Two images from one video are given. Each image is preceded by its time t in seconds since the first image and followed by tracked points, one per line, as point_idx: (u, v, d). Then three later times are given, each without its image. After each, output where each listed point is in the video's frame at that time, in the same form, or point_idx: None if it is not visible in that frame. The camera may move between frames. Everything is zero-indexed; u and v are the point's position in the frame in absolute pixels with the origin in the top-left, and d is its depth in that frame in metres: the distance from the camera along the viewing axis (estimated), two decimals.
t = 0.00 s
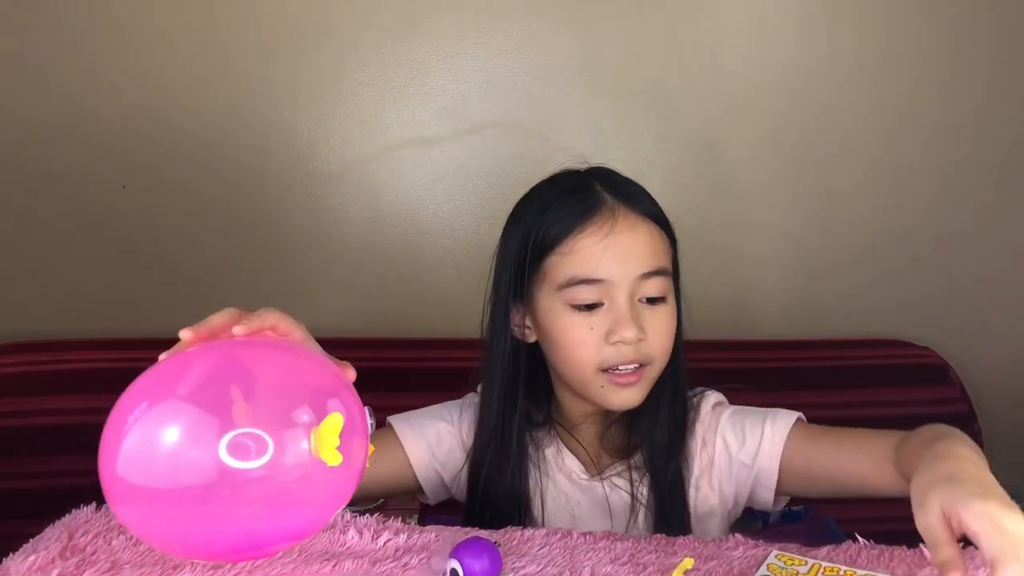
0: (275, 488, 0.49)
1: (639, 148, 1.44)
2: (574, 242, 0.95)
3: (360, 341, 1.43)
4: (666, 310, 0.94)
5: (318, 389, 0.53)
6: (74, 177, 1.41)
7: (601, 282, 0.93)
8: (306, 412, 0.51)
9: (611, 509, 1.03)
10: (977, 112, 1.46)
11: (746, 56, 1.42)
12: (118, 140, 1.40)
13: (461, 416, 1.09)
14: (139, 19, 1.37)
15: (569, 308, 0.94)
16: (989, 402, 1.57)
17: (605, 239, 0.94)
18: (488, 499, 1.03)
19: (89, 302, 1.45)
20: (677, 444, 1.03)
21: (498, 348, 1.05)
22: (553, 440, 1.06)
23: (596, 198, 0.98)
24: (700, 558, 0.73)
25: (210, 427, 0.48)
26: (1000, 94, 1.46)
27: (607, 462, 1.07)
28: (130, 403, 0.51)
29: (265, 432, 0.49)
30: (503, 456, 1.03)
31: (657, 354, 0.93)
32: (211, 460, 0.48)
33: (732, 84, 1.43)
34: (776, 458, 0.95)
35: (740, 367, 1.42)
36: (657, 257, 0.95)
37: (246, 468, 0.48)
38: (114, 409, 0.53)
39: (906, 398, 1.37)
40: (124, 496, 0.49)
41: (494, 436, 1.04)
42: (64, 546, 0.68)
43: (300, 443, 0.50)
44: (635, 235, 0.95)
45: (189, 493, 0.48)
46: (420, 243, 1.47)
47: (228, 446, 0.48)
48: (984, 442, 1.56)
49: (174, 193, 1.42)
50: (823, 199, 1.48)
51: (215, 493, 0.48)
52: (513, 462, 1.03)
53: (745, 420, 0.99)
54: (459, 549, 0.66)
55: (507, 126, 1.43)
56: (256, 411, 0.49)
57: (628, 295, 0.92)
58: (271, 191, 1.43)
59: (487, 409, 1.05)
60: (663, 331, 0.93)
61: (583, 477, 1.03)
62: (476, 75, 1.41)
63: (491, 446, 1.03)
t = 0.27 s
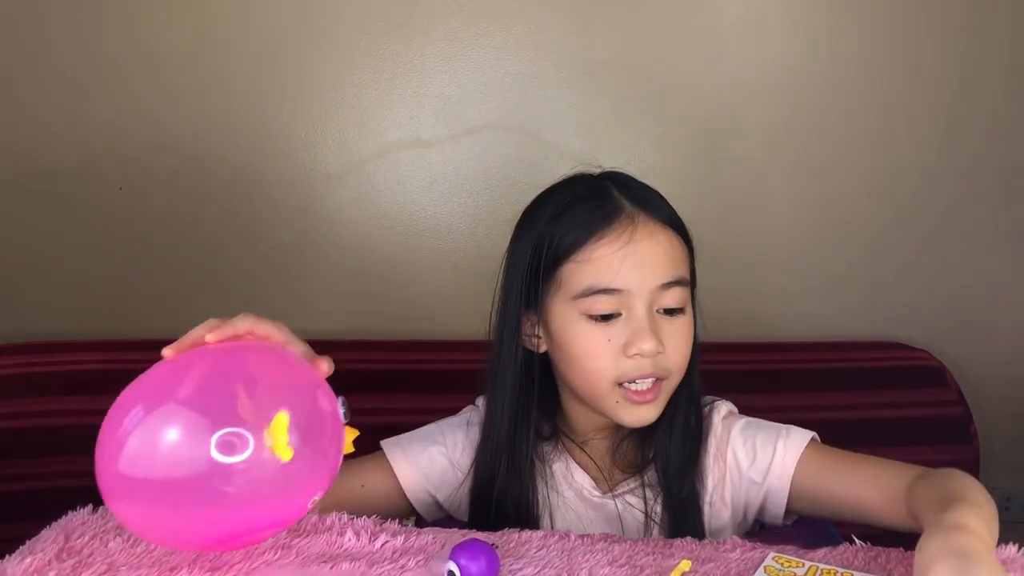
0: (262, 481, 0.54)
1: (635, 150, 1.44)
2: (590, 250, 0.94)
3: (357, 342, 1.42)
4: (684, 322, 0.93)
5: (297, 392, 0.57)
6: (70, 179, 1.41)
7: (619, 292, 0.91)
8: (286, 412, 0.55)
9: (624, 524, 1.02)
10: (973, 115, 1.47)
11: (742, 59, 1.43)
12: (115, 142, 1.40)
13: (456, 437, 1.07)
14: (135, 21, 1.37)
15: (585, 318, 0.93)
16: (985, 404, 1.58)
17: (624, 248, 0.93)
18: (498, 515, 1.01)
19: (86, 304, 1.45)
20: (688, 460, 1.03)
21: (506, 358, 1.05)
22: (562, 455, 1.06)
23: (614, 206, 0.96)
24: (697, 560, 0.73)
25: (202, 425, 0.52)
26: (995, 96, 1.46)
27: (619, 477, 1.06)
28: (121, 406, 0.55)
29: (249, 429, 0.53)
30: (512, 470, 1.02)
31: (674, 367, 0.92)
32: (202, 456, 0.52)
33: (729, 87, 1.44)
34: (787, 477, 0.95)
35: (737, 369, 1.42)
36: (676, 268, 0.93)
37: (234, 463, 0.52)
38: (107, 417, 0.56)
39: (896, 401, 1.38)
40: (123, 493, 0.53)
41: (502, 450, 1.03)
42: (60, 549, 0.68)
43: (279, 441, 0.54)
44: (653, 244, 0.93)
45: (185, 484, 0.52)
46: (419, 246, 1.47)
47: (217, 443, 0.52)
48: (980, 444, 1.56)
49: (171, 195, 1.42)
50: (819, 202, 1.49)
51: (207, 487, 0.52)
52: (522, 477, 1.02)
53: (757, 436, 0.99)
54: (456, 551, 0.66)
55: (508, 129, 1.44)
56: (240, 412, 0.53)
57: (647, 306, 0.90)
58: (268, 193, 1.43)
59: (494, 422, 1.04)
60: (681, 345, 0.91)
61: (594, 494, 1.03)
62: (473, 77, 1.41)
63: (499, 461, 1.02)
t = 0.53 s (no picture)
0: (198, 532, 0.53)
1: (633, 152, 1.45)
2: (600, 255, 0.94)
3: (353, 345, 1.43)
4: (690, 331, 0.93)
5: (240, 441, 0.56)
6: (67, 181, 1.40)
7: (627, 298, 0.91)
8: (226, 460, 0.54)
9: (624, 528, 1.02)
10: (970, 117, 1.47)
11: (739, 61, 1.43)
12: (112, 143, 1.40)
13: (456, 442, 1.06)
14: (132, 22, 1.37)
15: (592, 323, 0.92)
16: (982, 405, 1.58)
17: (634, 254, 0.93)
18: (498, 518, 1.01)
19: (83, 304, 1.45)
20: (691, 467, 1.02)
21: (509, 360, 1.04)
22: (562, 458, 1.05)
23: (625, 211, 0.96)
24: (694, 562, 0.73)
25: (141, 471, 0.51)
26: (992, 98, 1.47)
27: (620, 483, 1.05)
28: (59, 448, 0.54)
29: (189, 479, 0.52)
30: (512, 474, 1.02)
31: (678, 376, 0.92)
32: (141, 504, 0.51)
33: (726, 88, 1.44)
34: (793, 487, 0.95)
35: (734, 371, 1.42)
36: (685, 276, 0.93)
37: (172, 512, 0.51)
38: (49, 452, 0.56)
39: (893, 403, 1.39)
40: (54, 536, 0.52)
41: (502, 454, 1.03)
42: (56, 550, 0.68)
43: (220, 488, 0.53)
44: (664, 251, 0.93)
45: (118, 531, 0.51)
46: (416, 248, 1.47)
47: (157, 490, 0.51)
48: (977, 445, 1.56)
49: (168, 196, 1.42)
50: (816, 203, 1.49)
51: (146, 537, 0.51)
52: (522, 481, 1.02)
53: (763, 445, 0.98)
54: (453, 553, 0.66)
55: (507, 131, 1.44)
56: (181, 458, 0.52)
57: (654, 314, 0.90)
58: (266, 195, 1.43)
59: (495, 425, 1.04)
60: (686, 354, 0.91)
61: (595, 498, 1.02)
62: (472, 79, 1.41)
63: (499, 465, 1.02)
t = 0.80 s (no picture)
0: (189, 535, 0.55)
1: (631, 154, 1.45)
2: (599, 260, 0.94)
3: (352, 346, 1.43)
4: (688, 336, 0.93)
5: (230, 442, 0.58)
6: (64, 182, 1.40)
7: (624, 304, 0.91)
8: (216, 464, 0.56)
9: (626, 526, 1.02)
10: (967, 118, 1.47)
11: (737, 63, 1.43)
12: (110, 144, 1.40)
13: (459, 440, 1.06)
14: (131, 22, 1.37)
15: (589, 327, 0.93)
16: (979, 406, 1.58)
17: (633, 259, 0.92)
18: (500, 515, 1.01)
19: (81, 305, 1.45)
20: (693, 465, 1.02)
21: (510, 359, 1.04)
22: (565, 455, 1.05)
23: (626, 215, 0.96)
24: (692, 563, 0.73)
25: (133, 475, 0.54)
26: (989, 100, 1.47)
27: (622, 479, 1.05)
28: (49, 454, 0.56)
29: (179, 483, 0.55)
30: (514, 473, 1.02)
31: (675, 381, 0.92)
32: (133, 508, 0.53)
33: (724, 90, 1.44)
34: (800, 486, 0.96)
35: (733, 371, 1.42)
36: (683, 282, 0.93)
37: (163, 516, 0.54)
38: (36, 460, 0.57)
39: (891, 404, 1.39)
40: (46, 541, 0.54)
41: (505, 453, 1.02)
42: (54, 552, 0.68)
43: (211, 492, 0.56)
44: (663, 257, 0.93)
45: (111, 534, 0.53)
46: (414, 249, 1.47)
47: (148, 494, 0.54)
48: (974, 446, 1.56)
49: (166, 197, 1.42)
50: (814, 205, 1.49)
51: (137, 541, 0.54)
52: (525, 479, 1.02)
53: (769, 444, 1.00)
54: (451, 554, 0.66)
55: (505, 133, 1.44)
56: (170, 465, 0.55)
57: (652, 320, 0.90)
58: (264, 195, 1.43)
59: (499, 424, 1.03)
60: (682, 359, 0.92)
61: (598, 494, 1.02)
62: (470, 81, 1.42)
63: (500, 465, 1.02)
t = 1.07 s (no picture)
0: (247, 546, 0.56)
1: (630, 154, 1.45)
2: (598, 260, 0.94)
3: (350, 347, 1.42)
4: (689, 334, 0.92)
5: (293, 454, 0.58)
6: (63, 184, 1.40)
7: (623, 304, 0.91)
8: (277, 478, 0.57)
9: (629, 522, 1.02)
10: (965, 118, 1.48)
11: (735, 64, 1.43)
12: (108, 145, 1.40)
13: (463, 442, 1.06)
14: (128, 23, 1.37)
15: (589, 327, 0.93)
16: (977, 406, 1.58)
17: (631, 259, 0.92)
18: (501, 512, 1.01)
19: (80, 306, 1.45)
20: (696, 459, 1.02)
21: (514, 356, 1.03)
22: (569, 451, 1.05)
23: (624, 215, 0.95)
24: (691, 563, 0.73)
25: (194, 482, 0.55)
26: (988, 100, 1.47)
27: (626, 475, 1.05)
28: (116, 447, 0.57)
29: (240, 496, 0.55)
30: (516, 466, 1.02)
31: (675, 380, 0.92)
32: (192, 514, 0.54)
33: (722, 91, 1.44)
34: (806, 487, 0.96)
35: (731, 372, 1.43)
36: (682, 280, 0.93)
37: (224, 527, 0.55)
38: (107, 443, 0.59)
39: (889, 404, 1.39)
40: (113, 526, 0.56)
41: (507, 447, 1.02)
42: (52, 553, 0.68)
43: (273, 506, 0.56)
44: (662, 256, 0.93)
45: (170, 536, 0.55)
46: (414, 248, 1.47)
47: (207, 502, 0.55)
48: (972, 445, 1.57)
49: (164, 198, 1.42)
50: (812, 206, 1.49)
51: (198, 546, 0.55)
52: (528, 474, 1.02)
53: (776, 445, 1.00)
54: (449, 555, 0.66)
55: (503, 133, 1.44)
56: (232, 474, 0.55)
57: (651, 319, 0.90)
58: (263, 197, 1.43)
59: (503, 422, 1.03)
60: (683, 358, 0.91)
61: (601, 490, 1.03)
62: (468, 81, 1.42)
63: (502, 460, 1.02)
